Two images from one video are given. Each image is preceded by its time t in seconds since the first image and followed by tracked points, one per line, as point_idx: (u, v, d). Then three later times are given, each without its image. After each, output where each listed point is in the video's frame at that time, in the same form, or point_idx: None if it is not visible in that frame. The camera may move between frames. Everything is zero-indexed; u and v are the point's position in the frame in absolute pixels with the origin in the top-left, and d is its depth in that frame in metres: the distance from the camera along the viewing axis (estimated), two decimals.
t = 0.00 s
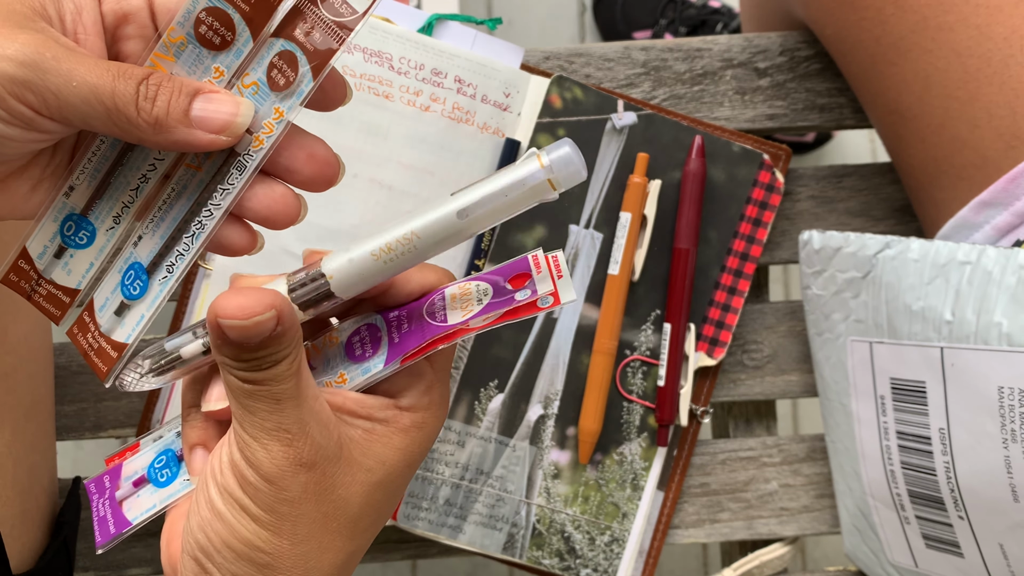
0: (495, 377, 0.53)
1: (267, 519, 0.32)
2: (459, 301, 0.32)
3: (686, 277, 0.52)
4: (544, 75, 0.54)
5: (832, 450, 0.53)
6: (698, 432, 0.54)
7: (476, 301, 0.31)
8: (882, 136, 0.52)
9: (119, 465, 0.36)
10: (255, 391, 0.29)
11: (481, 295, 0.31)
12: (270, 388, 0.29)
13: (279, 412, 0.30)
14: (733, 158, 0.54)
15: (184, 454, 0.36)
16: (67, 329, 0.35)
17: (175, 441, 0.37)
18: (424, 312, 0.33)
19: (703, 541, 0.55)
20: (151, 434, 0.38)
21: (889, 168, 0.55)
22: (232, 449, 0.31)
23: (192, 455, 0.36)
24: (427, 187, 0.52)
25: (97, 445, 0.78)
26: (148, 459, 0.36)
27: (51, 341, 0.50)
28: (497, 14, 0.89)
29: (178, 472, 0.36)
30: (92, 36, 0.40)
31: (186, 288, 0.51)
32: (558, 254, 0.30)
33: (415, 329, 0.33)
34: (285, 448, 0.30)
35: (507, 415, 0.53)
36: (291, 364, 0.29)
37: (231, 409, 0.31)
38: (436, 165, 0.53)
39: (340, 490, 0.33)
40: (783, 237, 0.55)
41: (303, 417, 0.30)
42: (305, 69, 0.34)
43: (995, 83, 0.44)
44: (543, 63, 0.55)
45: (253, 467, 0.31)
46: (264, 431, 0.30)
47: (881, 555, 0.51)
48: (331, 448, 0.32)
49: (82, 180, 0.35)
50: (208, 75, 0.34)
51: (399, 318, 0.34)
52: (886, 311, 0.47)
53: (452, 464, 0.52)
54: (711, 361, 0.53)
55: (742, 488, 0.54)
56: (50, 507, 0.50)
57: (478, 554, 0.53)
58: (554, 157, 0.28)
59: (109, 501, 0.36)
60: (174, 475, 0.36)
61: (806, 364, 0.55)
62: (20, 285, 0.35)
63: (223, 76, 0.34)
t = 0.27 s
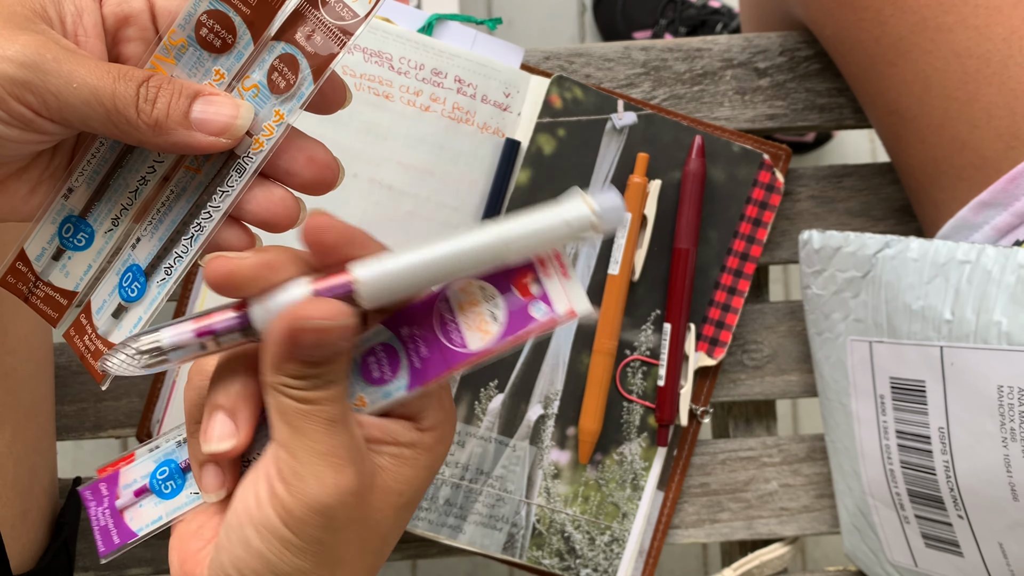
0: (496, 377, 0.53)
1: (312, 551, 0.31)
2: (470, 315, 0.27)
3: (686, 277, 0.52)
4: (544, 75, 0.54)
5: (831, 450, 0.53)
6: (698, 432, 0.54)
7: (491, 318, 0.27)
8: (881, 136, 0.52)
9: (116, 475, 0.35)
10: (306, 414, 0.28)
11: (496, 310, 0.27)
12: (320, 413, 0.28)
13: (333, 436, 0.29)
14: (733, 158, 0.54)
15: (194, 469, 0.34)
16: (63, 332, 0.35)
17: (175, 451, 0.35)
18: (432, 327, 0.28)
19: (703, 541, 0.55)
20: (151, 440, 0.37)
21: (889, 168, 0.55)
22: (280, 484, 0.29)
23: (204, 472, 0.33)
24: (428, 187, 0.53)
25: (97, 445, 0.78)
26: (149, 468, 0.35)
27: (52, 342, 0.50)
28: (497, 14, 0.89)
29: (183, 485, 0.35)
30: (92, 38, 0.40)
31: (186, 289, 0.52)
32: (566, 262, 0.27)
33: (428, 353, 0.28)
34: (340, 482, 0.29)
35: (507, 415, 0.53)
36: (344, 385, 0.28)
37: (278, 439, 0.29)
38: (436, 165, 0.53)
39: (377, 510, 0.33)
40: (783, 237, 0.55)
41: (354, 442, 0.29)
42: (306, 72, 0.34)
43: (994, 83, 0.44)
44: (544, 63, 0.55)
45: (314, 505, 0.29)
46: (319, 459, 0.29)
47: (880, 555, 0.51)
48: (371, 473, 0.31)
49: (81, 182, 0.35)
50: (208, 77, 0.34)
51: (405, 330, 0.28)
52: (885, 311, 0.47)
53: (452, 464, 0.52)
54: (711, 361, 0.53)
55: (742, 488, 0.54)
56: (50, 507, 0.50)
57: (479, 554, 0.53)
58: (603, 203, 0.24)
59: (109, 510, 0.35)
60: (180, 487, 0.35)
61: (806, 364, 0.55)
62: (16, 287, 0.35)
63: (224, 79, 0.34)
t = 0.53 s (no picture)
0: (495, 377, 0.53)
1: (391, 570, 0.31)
2: (547, 344, 0.31)
3: (686, 277, 0.52)
4: (544, 75, 0.54)
5: (831, 450, 0.53)
6: (698, 432, 0.54)
7: (566, 349, 0.31)
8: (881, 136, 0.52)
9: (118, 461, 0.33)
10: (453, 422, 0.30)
11: (571, 342, 0.31)
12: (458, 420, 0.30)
13: (455, 453, 0.30)
14: (733, 158, 0.54)
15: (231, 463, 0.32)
16: (60, 333, 0.35)
17: (199, 444, 0.33)
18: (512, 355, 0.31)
19: (703, 541, 0.55)
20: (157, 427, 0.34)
21: (889, 168, 0.55)
22: (393, 504, 0.29)
23: (246, 471, 0.31)
24: (428, 187, 0.53)
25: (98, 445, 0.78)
26: (165, 459, 0.33)
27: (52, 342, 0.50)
28: (497, 15, 0.89)
29: (206, 479, 0.33)
30: (93, 40, 0.40)
31: (187, 288, 0.52)
32: (628, 302, 0.32)
33: (508, 377, 0.31)
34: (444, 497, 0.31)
35: (507, 414, 0.53)
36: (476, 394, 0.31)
37: (414, 458, 0.29)
38: (436, 165, 0.53)
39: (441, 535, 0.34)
40: (783, 237, 0.55)
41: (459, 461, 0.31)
42: (307, 76, 0.34)
43: (994, 83, 0.44)
44: (543, 63, 0.55)
45: (409, 521, 0.30)
46: (441, 476, 0.30)
47: (880, 554, 0.51)
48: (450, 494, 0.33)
49: (80, 184, 0.35)
50: (209, 80, 0.34)
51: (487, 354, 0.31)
52: (885, 311, 0.47)
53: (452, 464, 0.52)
54: (711, 361, 0.53)
55: (742, 488, 0.54)
56: (50, 507, 0.50)
57: (479, 554, 0.53)
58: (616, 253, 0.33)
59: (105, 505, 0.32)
60: (201, 480, 0.33)
61: (806, 364, 0.55)
62: (14, 288, 0.35)
63: (225, 82, 0.34)
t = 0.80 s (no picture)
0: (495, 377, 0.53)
1: None
2: (525, 335, 0.29)
3: (686, 277, 0.52)
4: (544, 75, 0.54)
5: (830, 450, 0.53)
6: (698, 432, 0.54)
7: (546, 338, 0.29)
8: (881, 136, 0.52)
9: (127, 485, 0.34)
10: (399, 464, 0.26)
11: (551, 330, 0.29)
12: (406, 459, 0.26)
13: (410, 487, 0.27)
14: (733, 158, 0.54)
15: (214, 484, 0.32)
16: (58, 333, 0.35)
17: (196, 469, 0.33)
18: (488, 350, 0.30)
19: (703, 541, 0.55)
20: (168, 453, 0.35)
21: (889, 168, 0.55)
22: (346, 533, 0.28)
23: (224, 493, 0.31)
24: (428, 187, 0.53)
25: (97, 445, 0.78)
26: (167, 486, 0.33)
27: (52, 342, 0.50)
28: (497, 15, 0.89)
29: (203, 504, 0.33)
30: (91, 41, 0.40)
31: (186, 289, 0.52)
32: (616, 280, 0.30)
33: (483, 376, 0.30)
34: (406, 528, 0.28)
35: (507, 414, 0.53)
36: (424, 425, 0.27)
37: (358, 493, 0.27)
38: (437, 165, 0.53)
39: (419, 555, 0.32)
40: (783, 237, 0.55)
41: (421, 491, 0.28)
42: (306, 78, 0.34)
43: (995, 83, 0.44)
44: (544, 63, 0.55)
45: (371, 549, 0.28)
46: (395, 510, 0.27)
47: (880, 554, 0.51)
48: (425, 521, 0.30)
49: (78, 184, 0.35)
50: (208, 82, 0.34)
51: (456, 355, 0.30)
52: (884, 310, 0.47)
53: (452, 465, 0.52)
54: (711, 361, 0.53)
55: (742, 488, 0.54)
56: (50, 507, 0.50)
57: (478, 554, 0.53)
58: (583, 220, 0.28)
59: (116, 528, 0.34)
60: (199, 505, 0.33)
61: (806, 364, 0.55)
62: (11, 289, 0.35)
63: (223, 84, 0.34)
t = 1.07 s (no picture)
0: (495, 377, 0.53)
1: None
2: (516, 348, 0.29)
3: (686, 277, 0.52)
4: (544, 75, 0.54)
5: (830, 450, 0.53)
6: (698, 432, 0.54)
7: (536, 352, 0.29)
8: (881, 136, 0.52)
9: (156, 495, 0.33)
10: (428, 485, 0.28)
11: (541, 344, 0.29)
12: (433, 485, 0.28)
13: (435, 511, 0.29)
14: (733, 158, 0.54)
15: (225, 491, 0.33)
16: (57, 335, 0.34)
17: (216, 478, 0.33)
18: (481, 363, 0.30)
19: (703, 541, 0.55)
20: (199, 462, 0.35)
21: (889, 168, 0.55)
22: (369, 559, 0.29)
23: (233, 498, 0.32)
24: (428, 187, 0.53)
25: (97, 445, 0.78)
26: (188, 494, 0.33)
27: (52, 342, 0.50)
28: (497, 15, 0.89)
29: (218, 512, 0.33)
30: (91, 43, 0.40)
31: (187, 288, 0.52)
32: (610, 290, 0.29)
33: (475, 390, 0.30)
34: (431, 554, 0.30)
35: (507, 414, 0.53)
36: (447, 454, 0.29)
37: (387, 516, 0.28)
38: (436, 165, 0.53)
39: None
40: (783, 237, 0.55)
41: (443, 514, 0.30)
42: (305, 81, 0.34)
43: (995, 82, 0.44)
44: (543, 63, 0.55)
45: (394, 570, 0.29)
46: (421, 534, 0.29)
47: (880, 554, 0.51)
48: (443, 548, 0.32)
49: (78, 186, 0.35)
50: (208, 84, 0.34)
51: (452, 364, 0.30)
52: (884, 311, 0.47)
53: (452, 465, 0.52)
54: (711, 361, 0.53)
55: (742, 488, 0.54)
56: (50, 507, 0.50)
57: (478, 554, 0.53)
58: (597, 231, 0.26)
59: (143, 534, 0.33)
60: (215, 512, 0.33)
61: (806, 365, 0.55)
62: (10, 291, 0.35)
63: (223, 87, 0.34)
